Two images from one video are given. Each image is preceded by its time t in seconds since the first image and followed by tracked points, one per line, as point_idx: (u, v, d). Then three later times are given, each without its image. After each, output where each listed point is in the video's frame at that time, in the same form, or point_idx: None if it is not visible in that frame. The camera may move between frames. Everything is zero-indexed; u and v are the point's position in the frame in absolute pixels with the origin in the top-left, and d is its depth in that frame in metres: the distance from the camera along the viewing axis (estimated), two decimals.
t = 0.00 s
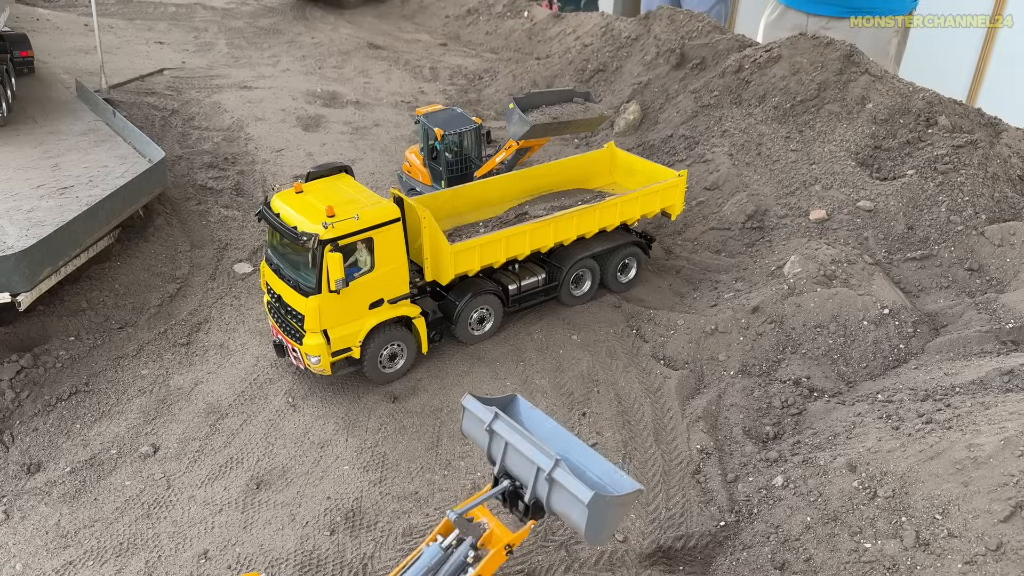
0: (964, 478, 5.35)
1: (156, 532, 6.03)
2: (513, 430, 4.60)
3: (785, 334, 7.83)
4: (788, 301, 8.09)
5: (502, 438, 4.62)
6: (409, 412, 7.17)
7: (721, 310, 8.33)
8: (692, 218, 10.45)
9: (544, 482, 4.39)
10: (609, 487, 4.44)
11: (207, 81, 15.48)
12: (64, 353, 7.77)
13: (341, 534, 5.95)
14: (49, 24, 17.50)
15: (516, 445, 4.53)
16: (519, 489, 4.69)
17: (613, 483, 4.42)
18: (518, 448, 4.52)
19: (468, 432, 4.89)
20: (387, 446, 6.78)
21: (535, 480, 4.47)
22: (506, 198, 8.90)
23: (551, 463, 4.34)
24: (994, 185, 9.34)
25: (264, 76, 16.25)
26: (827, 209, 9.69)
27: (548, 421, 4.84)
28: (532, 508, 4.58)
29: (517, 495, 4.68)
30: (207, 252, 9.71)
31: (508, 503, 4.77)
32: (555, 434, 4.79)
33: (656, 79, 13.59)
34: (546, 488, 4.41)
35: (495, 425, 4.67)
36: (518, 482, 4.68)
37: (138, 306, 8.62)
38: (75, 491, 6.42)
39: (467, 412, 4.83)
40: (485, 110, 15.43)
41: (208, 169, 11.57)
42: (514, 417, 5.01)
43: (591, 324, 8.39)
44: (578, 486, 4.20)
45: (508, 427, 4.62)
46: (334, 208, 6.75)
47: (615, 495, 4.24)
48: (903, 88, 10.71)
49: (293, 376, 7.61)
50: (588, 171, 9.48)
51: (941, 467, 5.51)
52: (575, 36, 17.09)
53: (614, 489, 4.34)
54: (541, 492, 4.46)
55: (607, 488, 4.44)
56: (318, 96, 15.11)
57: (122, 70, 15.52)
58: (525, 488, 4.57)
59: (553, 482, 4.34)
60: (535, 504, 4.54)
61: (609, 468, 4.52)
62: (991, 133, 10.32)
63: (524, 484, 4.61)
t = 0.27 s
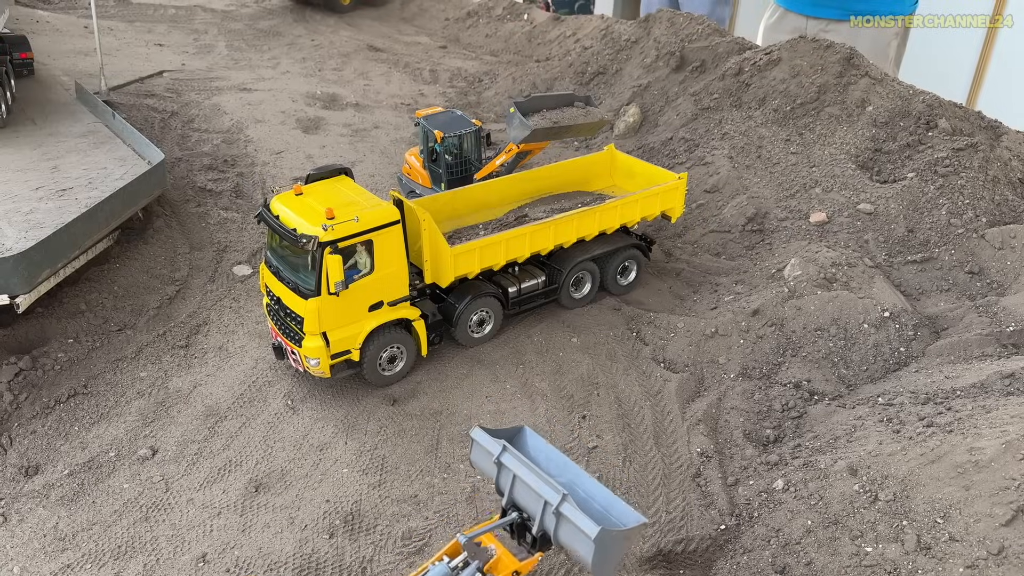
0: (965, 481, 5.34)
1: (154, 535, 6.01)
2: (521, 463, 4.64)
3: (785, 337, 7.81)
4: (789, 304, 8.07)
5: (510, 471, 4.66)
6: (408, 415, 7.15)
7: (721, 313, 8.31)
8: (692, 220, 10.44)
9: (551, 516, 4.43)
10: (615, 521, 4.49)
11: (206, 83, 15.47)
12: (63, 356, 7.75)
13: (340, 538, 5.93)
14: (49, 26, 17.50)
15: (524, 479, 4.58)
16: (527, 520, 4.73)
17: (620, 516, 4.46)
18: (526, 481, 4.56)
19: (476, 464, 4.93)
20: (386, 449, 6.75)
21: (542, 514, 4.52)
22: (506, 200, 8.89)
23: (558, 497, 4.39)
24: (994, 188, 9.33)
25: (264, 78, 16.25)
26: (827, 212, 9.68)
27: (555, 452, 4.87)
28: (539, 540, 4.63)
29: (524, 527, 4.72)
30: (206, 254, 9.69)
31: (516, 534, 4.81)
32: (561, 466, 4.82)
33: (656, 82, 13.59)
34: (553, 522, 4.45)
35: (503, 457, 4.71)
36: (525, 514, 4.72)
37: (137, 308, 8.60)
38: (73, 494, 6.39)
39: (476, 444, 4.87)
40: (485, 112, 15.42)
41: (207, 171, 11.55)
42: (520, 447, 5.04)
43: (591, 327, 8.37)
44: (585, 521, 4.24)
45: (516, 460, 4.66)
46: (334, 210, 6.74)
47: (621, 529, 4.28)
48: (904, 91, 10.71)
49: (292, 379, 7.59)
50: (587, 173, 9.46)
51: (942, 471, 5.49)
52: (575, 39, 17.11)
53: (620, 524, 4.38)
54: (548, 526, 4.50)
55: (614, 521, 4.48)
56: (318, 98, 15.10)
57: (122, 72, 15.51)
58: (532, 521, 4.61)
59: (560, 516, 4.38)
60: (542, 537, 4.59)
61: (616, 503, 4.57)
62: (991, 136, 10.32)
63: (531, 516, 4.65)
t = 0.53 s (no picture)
0: (964, 484, 5.34)
1: (152, 538, 6.00)
2: (521, 498, 4.65)
3: (784, 340, 7.81)
4: (787, 306, 8.07)
5: (510, 505, 4.67)
6: (407, 418, 7.14)
7: (720, 316, 8.30)
8: (691, 223, 10.44)
9: (550, 551, 4.43)
10: (614, 555, 4.47)
11: (205, 85, 15.48)
12: (61, 358, 7.75)
13: (338, 541, 5.92)
14: (48, 29, 17.51)
15: (523, 513, 4.58)
16: (527, 554, 4.73)
17: (618, 551, 4.44)
18: (525, 515, 4.57)
19: (477, 497, 4.94)
20: (384, 451, 6.75)
21: (542, 549, 4.51)
22: (504, 203, 8.88)
23: (557, 533, 4.38)
24: (992, 191, 9.34)
25: (263, 81, 16.26)
26: (825, 215, 9.69)
27: (555, 485, 4.87)
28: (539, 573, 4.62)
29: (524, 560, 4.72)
30: (205, 256, 9.69)
31: (516, 567, 4.81)
32: (562, 499, 4.82)
33: (655, 85, 13.61)
34: (552, 557, 4.45)
35: (503, 491, 4.72)
36: (525, 548, 4.72)
37: (135, 311, 8.59)
38: (71, 497, 6.39)
39: (476, 477, 4.89)
40: (484, 115, 15.44)
41: (206, 173, 11.56)
42: (521, 478, 5.04)
43: (590, 330, 8.37)
44: (582, 558, 4.23)
45: (516, 494, 4.67)
46: (333, 213, 6.74)
47: (621, 565, 4.28)
48: (902, 94, 10.73)
49: (290, 382, 7.58)
50: (585, 176, 9.45)
51: (940, 474, 5.49)
52: (574, 42, 17.15)
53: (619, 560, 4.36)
54: (548, 561, 4.49)
55: (613, 556, 4.47)
56: (317, 101, 15.12)
57: (121, 75, 15.52)
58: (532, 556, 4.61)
59: (559, 552, 4.37)
60: (542, 571, 4.58)
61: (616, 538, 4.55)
62: (989, 139, 10.34)
63: (531, 550, 4.65)
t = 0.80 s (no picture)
0: (961, 488, 5.34)
1: (150, 543, 6.00)
2: (514, 534, 4.91)
3: (782, 343, 7.82)
4: (785, 310, 8.08)
5: (503, 541, 4.93)
6: (405, 422, 7.14)
7: (718, 319, 8.31)
8: (689, 226, 10.46)
9: None
10: None
11: (204, 89, 15.49)
12: (59, 363, 7.74)
13: (337, 545, 5.91)
14: (46, 32, 17.53)
15: (517, 549, 4.84)
16: None
17: None
18: (519, 552, 4.82)
19: (472, 528, 5.21)
20: (382, 455, 6.75)
21: None
22: (501, 207, 8.91)
23: (549, 569, 4.62)
24: (989, 194, 9.36)
25: (262, 85, 16.28)
26: (823, 218, 9.69)
27: (547, 519, 5.15)
28: None
29: None
30: (203, 260, 9.69)
31: None
32: (553, 532, 5.10)
33: (652, 89, 13.64)
34: None
35: (497, 526, 4.98)
36: None
37: (134, 315, 8.59)
38: (69, 502, 6.38)
39: (470, 511, 5.15)
40: (482, 118, 15.46)
41: (204, 177, 11.57)
42: (514, 510, 5.34)
43: (588, 333, 8.38)
44: None
45: (509, 530, 4.93)
46: (331, 217, 6.75)
47: None
48: (899, 98, 10.76)
49: (289, 386, 7.58)
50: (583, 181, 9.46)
51: (937, 477, 5.50)
52: (572, 45, 17.22)
53: None
54: None
55: None
56: (316, 105, 15.13)
57: (119, 79, 15.53)
58: None
59: None
60: None
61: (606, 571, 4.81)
62: (986, 142, 10.36)
63: None
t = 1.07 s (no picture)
0: (961, 488, 5.35)
1: (151, 545, 6.00)
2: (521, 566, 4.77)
3: (782, 345, 7.83)
4: (785, 311, 8.10)
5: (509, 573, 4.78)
6: (405, 424, 7.14)
7: (718, 321, 8.32)
8: (688, 229, 10.48)
9: None
10: None
11: (203, 92, 15.52)
12: (59, 366, 7.75)
13: (337, 547, 5.91)
14: (46, 36, 17.56)
15: None
16: None
17: None
18: None
19: (482, 559, 5.14)
20: (383, 457, 6.75)
21: None
22: (500, 209, 8.92)
23: None
24: (988, 196, 9.38)
25: (261, 88, 16.30)
26: (822, 220, 9.71)
27: (559, 556, 5.10)
28: None
29: None
30: (203, 263, 9.70)
31: None
32: (563, 567, 5.03)
33: (651, 91, 13.67)
34: None
35: (504, 558, 4.86)
36: None
37: (134, 318, 8.60)
38: (70, 504, 6.38)
39: (481, 541, 5.07)
40: (482, 121, 15.50)
41: (204, 180, 11.58)
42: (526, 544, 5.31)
43: (588, 335, 8.38)
44: None
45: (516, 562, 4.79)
46: (331, 219, 6.76)
47: None
48: (897, 100, 10.78)
49: (289, 388, 7.58)
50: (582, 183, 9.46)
51: (938, 478, 5.51)
52: (571, 48, 17.26)
53: None
54: None
55: None
56: (315, 108, 15.16)
57: (119, 82, 15.55)
58: None
59: None
60: None
61: None
62: (985, 144, 10.39)
63: None
